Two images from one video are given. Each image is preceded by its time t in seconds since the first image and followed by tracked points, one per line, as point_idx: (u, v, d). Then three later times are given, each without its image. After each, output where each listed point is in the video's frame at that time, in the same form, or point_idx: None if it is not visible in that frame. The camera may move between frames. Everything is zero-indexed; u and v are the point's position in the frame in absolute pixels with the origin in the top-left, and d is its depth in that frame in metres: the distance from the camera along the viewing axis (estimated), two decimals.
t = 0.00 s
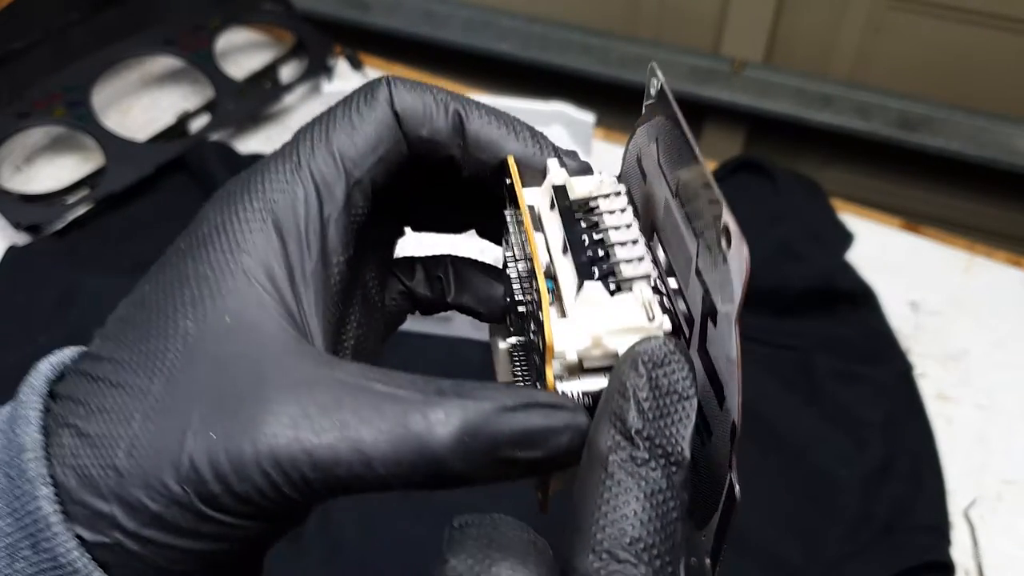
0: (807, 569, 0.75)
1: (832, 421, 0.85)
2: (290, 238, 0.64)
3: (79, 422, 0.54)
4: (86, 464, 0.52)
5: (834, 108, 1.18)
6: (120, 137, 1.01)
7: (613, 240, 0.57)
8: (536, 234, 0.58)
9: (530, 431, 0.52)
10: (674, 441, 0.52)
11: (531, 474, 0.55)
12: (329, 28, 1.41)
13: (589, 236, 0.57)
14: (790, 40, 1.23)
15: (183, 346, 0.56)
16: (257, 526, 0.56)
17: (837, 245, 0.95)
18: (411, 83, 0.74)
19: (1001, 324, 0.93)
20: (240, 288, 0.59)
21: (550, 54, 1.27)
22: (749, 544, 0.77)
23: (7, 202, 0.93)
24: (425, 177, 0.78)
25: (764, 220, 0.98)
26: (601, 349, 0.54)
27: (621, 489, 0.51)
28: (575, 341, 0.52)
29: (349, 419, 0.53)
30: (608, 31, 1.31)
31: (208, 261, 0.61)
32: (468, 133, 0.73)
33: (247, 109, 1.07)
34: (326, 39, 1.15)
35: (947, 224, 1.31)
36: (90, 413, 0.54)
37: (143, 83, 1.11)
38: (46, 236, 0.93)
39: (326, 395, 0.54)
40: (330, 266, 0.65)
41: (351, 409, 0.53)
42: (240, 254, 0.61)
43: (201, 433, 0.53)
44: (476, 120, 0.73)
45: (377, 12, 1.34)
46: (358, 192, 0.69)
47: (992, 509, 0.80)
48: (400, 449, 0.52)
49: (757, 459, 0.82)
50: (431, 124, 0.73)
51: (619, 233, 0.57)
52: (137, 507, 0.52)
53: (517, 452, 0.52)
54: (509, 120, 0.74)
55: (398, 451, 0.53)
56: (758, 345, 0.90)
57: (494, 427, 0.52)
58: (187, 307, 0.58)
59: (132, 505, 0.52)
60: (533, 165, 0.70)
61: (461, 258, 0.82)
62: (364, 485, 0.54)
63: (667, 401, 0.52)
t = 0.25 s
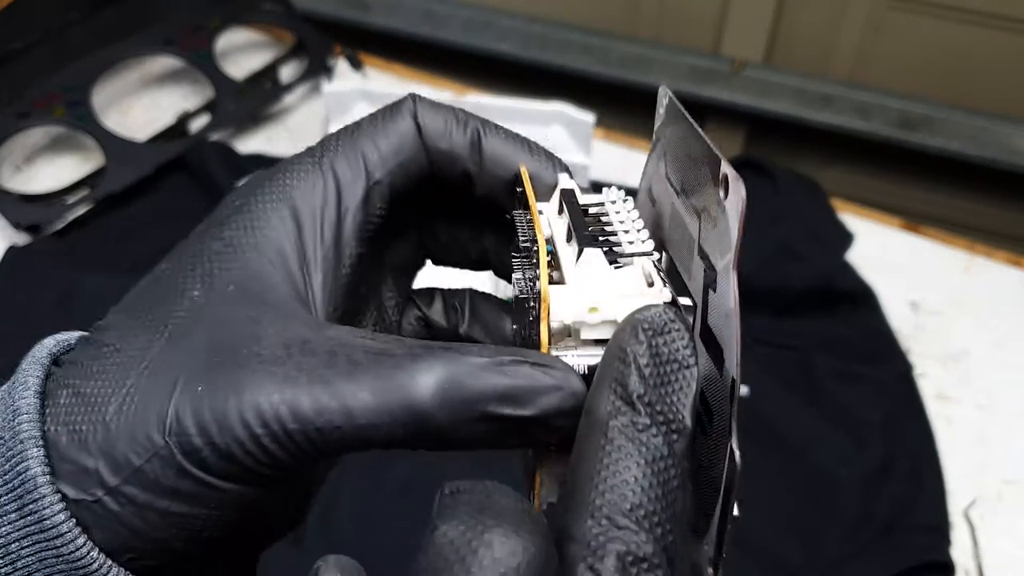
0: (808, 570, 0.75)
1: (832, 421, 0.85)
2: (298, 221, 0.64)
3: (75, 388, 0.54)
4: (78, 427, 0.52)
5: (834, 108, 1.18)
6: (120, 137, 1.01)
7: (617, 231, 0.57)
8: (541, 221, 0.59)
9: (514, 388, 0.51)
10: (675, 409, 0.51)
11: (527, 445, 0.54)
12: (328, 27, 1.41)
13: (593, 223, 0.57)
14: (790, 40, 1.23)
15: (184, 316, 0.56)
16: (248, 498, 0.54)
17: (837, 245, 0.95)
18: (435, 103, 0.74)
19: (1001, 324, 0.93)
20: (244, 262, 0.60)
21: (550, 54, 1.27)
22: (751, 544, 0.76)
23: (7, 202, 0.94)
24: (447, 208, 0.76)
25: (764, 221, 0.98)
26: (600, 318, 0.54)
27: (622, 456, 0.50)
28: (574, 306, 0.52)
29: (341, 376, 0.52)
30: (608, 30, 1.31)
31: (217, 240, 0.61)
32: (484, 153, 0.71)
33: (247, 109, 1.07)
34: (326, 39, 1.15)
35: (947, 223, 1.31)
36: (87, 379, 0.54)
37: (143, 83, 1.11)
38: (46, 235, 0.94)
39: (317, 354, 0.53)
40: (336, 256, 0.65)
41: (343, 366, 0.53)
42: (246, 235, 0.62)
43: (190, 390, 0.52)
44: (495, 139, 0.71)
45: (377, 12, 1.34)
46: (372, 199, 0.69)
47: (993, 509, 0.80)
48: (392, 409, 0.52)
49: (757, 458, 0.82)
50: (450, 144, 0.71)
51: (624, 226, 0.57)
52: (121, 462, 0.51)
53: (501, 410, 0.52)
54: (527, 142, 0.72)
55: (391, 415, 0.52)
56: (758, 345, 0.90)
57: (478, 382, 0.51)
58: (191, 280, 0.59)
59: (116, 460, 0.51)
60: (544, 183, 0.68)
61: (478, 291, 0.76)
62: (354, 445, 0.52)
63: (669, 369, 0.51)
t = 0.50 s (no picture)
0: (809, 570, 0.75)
1: (833, 422, 0.84)
2: (316, 229, 0.65)
3: (91, 381, 0.53)
4: (94, 419, 0.51)
5: (835, 107, 1.19)
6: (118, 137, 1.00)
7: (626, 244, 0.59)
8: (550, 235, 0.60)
9: (525, 381, 0.50)
10: (683, 408, 0.51)
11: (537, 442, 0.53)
12: (327, 26, 1.40)
13: (601, 235, 0.59)
14: (791, 39, 1.22)
15: (201, 315, 0.56)
16: (259, 494, 0.54)
17: (837, 245, 0.95)
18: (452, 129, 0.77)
19: (1002, 324, 0.92)
20: (262, 266, 0.61)
21: (550, 54, 1.27)
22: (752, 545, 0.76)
23: (5, 201, 0.93)
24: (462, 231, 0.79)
25: (764, 221, 0.98)
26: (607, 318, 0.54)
27: (630, 449, 0.49)
28: (580, 309, 0.53)
29: (356, 371, 0.52)
30: (609, 29, 1.30)
31: (239, 247, 0.62)
32: (498, 176, 0.73)
33: (246, 108, 1.06)
34: (326, 38, 1.15)
35: (948, 222, 1.31)
36: (103, 372, 0.53)
37: (142, 82, 1.10)
38: (44, 235, 0.93)
39: (333, 349, 0.54)
40: (353, 265, 0.67)
41: (357, 360, 0.53)
42: (266, 242, 0.63)
43: (207, 383, 0.52)
44: (506, 162, 0.74)
45: (376, 11, 1.33)
46: (388, 215, 0.71)
47: (993, 509, 0.78)
48: (405, 404, 0.51)
49: (758, 459, 0.82)
50: (465, 166, 0.74)
51: (632, 242, 0.59)
52: (139, 457, 0.50)
53: (508, 403, 0.51)
54: (539, 166, 0.74)
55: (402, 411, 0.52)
56: (759, 345, 0.89)
57: (488, 376, 0.51)
58: (211, 282, 0.59)
59: (134, 454, 0.50)
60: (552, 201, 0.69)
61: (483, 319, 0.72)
62: (366, 439, 0.53)
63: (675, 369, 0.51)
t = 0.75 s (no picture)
0: (809, 570, 0.75)
1: (834, 422, 0.84)
2: (326, 260, 0.68)
3: (110, 394, 0.56)
4: (110, 429, 0.54)
5: (835, 107, 1.19)
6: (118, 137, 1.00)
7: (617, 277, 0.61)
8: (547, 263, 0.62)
9: (517, 395, 0.52)
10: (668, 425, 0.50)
11: (531, 456, 0.55)
12: (327, 25, 1.40)
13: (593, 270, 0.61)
14: (792, 39, 1.22)
15: (217, 332, 0.59)
16: (267, 503, 0.57)
17: (837, 245, 0.95)
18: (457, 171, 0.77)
19: (1002, 324, 0.92)
20: (275, 286, 0.64)
21: (551, 54, 1.27)
22: (751, 545, 0.76)
23: (4, 201, 0.93)
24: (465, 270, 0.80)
25: (764, 220, 0.98)
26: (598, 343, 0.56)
27: (616, 463, 0.49)
28: (569, 332, 0.55)
29: (361, 384, 0.55)
30: (609, 29, 1.30)
31: (251, 271, 0.65)
32: (498, 217, 0.73)
33: (246, 108, 1.06)
34: (326, 38, 1.15)
35: (948, 222, 1.31)
36: (122, 386, 0.57)
37: (141, 82, 1.11)
38: (44, 235, 0.93)
39: (339, 363, 0.56)
40: (359, 292, 0.69)
41: (360, 372, 0.55)
42: (278, 268, 0.66)
43: (219, 394, 0.55)
44: (507, 204, 0.74)
45: (376, 11, 1.33)
46: (393, 249, 0.72)
47: (992, 511, 0.78)
48: (409, 420, 0.54)
49: (758, 459, 0.82)
50: (468, 208, 0.74)
51: (621, 274, 0.61)
52: (151, 461, 0.53)
53: (502, 417, 0.53)
54: (541, 210, 0.74)
55: (408, 423, 0.54)
56: (759, 345, 0.89)
57: (486, 389, 0.53)
58: (224, 303, 0.62)
59: (146, 459, 0.53)
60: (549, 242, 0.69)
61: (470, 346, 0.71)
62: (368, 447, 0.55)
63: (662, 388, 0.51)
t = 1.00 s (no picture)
0: (808, 570, 0.75)
1: (833, 422, 0.84)
2: (326, 292, 0.64)
3: (121, 410, 0.55)
4: (120, 444, 0.53)
5: (835, 108, 1.19)
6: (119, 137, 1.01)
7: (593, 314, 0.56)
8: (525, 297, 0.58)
9: (503, 418, 0.50)
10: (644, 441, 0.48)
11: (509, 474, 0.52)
12: (327, 26, 1.40)
13: (573, 305, 0.56)
14: (791, 40, 1.22)
15: (225, 353, 0.58)
16: (267, 517, 0.55)
17: (837, 246, 0.95)
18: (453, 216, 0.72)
19: (1001, 323, 0.93)
20: (276, 313, 0.61)
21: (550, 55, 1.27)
22: (750, 545, 0.76)
23: (6, 201, 0.94)
24: (457, 309, 0.76)
25: (763, 220, 0.98)
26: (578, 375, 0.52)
27: (592, 486, 0.48)
28: (546, 361, 0.52)
29: (357, 403, 0.53)
30: (609, 30, 1.30)
31: (255, 302, 0.62)
32: (488, 260, 0.69)
33: (247, 109, 1.06)
34: (326, 39, 1.15)
35: (947, 223, 1.31)
36: (133, 403, 0.56)
37: (142, 83, 1.11)
38: (45, 235, 0.94)
39: (337, 384, 0.55)
40: (355, 326, 0.65)
41: (358, 393, 0.54)
42: (280, 300, 0.63)
43: (223, 410, 0.54)
44: (499, 247, 0.69)
45: (376, 12, 1.33)
46: (388, 286, 0.68)
47: (993, 509, 0.79)
48: (400, 434, 0.52)
49: (758, 459, 0.82)
50: (458, 249, 0.69)
51: (599, 311, 0.56)
52: (156, 474, 0.53)
53: (487, 436, 0.51)
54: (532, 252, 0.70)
55: (399, 437, 0.52)
56: (758, 345, 0.90)
57: (470, 411, 0.51)
58: (230, 329, 0.60)
59: (152, 472, 0.53)
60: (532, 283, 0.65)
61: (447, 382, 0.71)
62: (368, 465, 0.54)
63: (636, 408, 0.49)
